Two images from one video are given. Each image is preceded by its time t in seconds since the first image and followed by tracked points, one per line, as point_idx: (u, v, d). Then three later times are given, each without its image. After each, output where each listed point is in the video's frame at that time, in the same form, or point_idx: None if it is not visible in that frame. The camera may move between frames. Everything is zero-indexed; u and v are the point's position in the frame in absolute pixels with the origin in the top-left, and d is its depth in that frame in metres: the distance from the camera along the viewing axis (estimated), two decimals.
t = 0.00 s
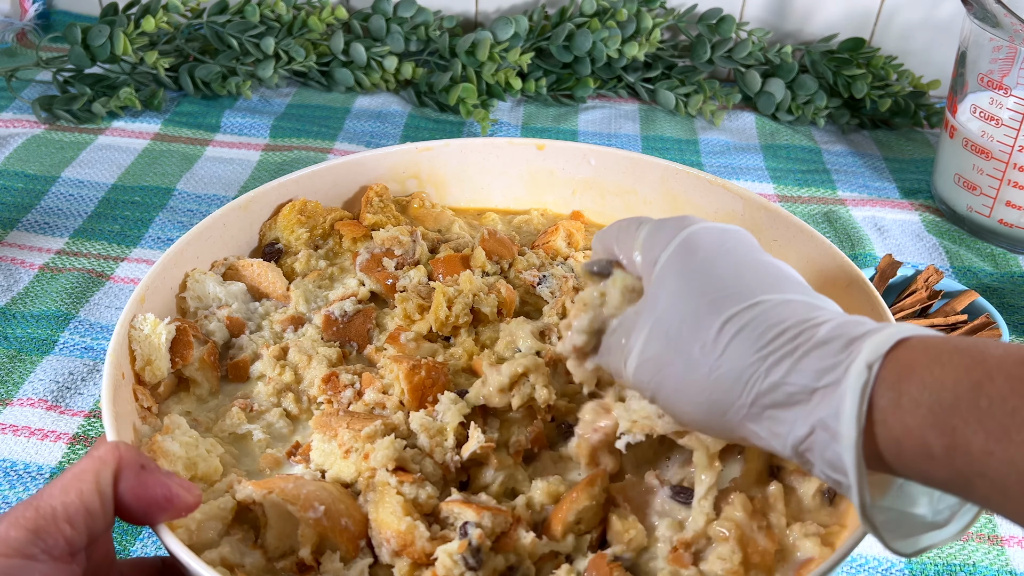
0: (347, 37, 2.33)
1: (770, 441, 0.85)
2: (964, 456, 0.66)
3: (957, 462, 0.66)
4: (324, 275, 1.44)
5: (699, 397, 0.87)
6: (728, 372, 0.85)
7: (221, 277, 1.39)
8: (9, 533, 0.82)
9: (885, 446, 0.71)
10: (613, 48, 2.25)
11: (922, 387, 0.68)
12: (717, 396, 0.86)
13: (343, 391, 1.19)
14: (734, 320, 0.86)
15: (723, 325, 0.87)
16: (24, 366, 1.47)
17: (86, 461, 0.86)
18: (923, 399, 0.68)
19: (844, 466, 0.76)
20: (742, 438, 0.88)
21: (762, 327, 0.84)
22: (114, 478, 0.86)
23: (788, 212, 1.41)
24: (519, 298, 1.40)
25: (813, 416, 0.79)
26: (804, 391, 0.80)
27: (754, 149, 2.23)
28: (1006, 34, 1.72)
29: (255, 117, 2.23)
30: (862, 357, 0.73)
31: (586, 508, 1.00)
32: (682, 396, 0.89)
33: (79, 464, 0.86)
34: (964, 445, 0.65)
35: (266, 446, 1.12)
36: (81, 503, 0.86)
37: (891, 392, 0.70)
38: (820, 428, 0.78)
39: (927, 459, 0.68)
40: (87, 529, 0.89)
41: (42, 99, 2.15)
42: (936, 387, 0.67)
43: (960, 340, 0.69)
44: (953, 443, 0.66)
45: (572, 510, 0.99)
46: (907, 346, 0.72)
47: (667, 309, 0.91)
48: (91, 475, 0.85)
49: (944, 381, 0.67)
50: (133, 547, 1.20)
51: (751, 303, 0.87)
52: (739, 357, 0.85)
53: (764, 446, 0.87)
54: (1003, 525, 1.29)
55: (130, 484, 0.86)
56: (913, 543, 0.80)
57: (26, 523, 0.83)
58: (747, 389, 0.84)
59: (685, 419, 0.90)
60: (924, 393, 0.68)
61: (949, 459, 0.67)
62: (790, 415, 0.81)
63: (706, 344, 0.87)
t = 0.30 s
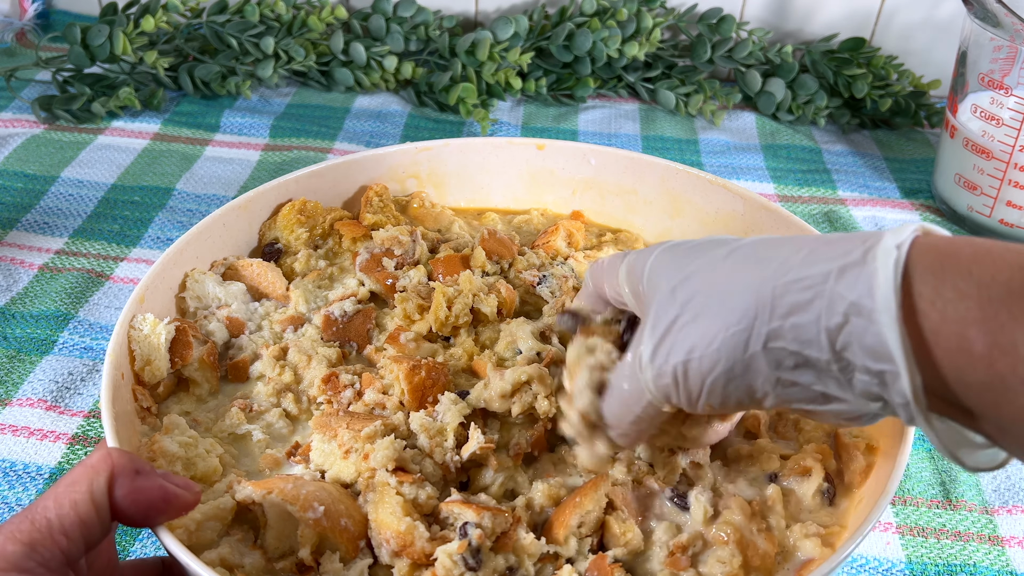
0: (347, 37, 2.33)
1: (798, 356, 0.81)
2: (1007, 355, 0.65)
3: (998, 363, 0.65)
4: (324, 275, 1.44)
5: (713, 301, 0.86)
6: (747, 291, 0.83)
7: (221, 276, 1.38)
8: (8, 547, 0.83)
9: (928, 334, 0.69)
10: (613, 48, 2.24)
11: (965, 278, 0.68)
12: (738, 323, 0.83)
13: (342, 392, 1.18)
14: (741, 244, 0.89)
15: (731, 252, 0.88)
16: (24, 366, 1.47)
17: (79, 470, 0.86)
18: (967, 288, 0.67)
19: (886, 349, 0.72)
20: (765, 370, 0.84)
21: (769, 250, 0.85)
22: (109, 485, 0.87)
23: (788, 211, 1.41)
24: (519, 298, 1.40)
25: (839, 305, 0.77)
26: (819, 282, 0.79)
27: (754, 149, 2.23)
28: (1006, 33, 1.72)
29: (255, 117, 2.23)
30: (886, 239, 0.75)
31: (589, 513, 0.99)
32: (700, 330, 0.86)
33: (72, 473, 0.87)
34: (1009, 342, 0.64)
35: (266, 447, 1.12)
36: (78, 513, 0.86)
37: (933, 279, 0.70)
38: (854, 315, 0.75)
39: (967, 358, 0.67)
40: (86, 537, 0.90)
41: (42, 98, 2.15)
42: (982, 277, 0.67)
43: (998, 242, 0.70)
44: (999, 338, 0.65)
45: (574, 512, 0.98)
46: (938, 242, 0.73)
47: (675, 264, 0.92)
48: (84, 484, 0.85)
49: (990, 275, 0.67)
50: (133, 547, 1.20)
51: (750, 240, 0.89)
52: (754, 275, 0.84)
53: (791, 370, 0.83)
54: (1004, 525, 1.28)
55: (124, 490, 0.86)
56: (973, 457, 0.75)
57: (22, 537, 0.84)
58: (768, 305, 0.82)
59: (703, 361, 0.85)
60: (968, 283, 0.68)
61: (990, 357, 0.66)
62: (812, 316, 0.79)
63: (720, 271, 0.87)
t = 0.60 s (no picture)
0: (347, 37, 2.33)
1: (801, 468, 0.85)
2: (1003, 474, 0.65)
3: (995, 480, 0.65)
4: (324, 275, 1.43)
5: (715, 425, 0.88)
6: (741, 410, 0.86)
7: (221, 277, 1.38)
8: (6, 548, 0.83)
9: (919, 459, 0.70)
10: (613, 48, 2.24)
11: (950, 401, 0.66)
12: (740, 439, 0.86)
13: (342, 392, 1.18)
14: (730, 346, 0.89)
15: (717, 360, 0.89)
16: (24, 366, 1.47)
17: (78, 471, 0.86)
18: (953, 414, 0.66)
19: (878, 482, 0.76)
20: (778, 472, 0.88)
21: (757, 356, 0.86)
22: (108, 486, 0.86)
23: (788, 211, 1.40)
24: (519, 297, 1.40)
25: (831, 437, 0.79)
26: (811, 411, 0.81)
27: (754, 149, 2.23)
28: (1006, 34, 1.71)
29: (255, 117, 2.23)
30: (865, 367, 0.73)
31: (580, 517, 0.98)
32: (707, 440, 0.90)
33: (71, 475, 0.87)
34: (1003, 464, 0.64)
35: (266, 446, 1.12)
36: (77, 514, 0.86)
37: (917, 406, 0.69)
38: (845, 449, 0.78)
39: (964, 476, 0.67)
40: (83, 539, 0.90)
41: (42, 99, 2.15)
42: (967, 401, 0.66)
43: (984, 344, 0.67)
44: (992, 460, 0.65)
45: (563, 515, 0.97)
46: (920, 348, 0.71)
47: (668, 364, 0.94)
48: (83, 486, 0.85)
49: (976, 393, 0.65)
50: (133, 547, 1.20)
51: (737, 335, 0.89)
52: (744, 392, 0.86)
53: (799, 476, 0.87)
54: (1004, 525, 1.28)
55: (123, 490, 0.86)
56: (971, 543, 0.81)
57: (20, 537, 0.84)
58: (767, 426, 0.84)
59: (717, 464, 0.91)
60: (951, 406, 0.66)
61: (985, 476, 0.66)
62: (809, 440, 0.82)
63: (712, 382, 0.89)
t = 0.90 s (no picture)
0: (347, 37, 2.33)
1: (772, 493, 0.86)
2: (965, 498, 0.66)
3: (958, 504, 0.67)
4: (324, 275, 1.44)
5: (691, 446, 0.89)
6: (718, 434, 0.87)
7: (221, 276, 1.38)
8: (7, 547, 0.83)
9: (885, 484, 0.71)
10: (613, 48, 2.24)
11: (915, 428, 0.68)
12: (715, 461, 0.87)
13: (342, 391, 1.18)
14: (711, 370, 0.90)
15: (698, 384, 0.90)
16: (24, 366, 1.47)
17: (78, 470, 0.86)
18: (917, 440, 0.68)
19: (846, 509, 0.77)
20: (750, 496, 0.89)
21: (737, 382, 0.87)
22: (108, 485, 0.86)
23: (788, 211, 1.41)
24: (519, 297, 1.40)
25: (803, 462, 0.80)
26: (786, 438, 0.82)
27: (754, 149, 2.23)
28: (1006, 33, 1.72)
29: (255, 117, 2.23)
30: (837, 396, 0.75)
31: (575, 518, 0.98)
32: (682, 461, 0.91)
33: (72, 474, 0.87)
34: (964, 487, 0.66)
35: (266, 446, 1.12)
36: (78, 512, 0.86)
37: (884, 432, 0.71)
38: (815, 475, 0.79)
39: (928, 500, 0.69)
40: (83, 539, 0.90)
41: (42, 99, 2.15)
42: (930, 428, 0.68)
43: (948, 374, 0.69)
44: (954, 484, 0.66)
45: (557, 515, 0.98)
46: (889, 378, 0.73)
47: (650, 385, 0.95)
48: (83, 486, 0.85)
49: (938, 420, 0.67)
50: (133, 546, 1.20)
51: (719, 361, 0.90)
52: (722, 416, 0.87)
53: (770, 501, 0.88)
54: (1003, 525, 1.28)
55: (123, 490, 0.86)
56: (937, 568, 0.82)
57: (21, 537, 0.85)
58: (741, 450, 0.85)
59: (692, 484, 0.92)
60: (915, 433, 0.68)
61: (949, 500, 0.67)
62: (782, 465, 0.83)
63: (690, 406, 0.90)
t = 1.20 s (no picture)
0: (347, 37, 2.33)
1: (761, 473, 0.87)
2: (962, 485, 0.68)
3: (954, 491, 0.69)
4: (324, 275, 1.44)
5: (692, 416, 0.90)
6: (721, 405, 0.88)
7: (221, 276, 1.39)
8: (8, 547, 0.83)
9: (882, 469, 0.73)
10: (613, 48, 2.24)
11: (917, 416, 0.70)
12: (713, 431, 0.88)
13: (342, 391, 1.18)
14: (723, 346, 0.91)
15: (709, 358, 0.91)
16: (24, 366, 1.47)
17: (80, 469, 0.86)
18: (918, 428, 0.70)
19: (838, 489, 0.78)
20: (739, 474, 0.90)
21: (748, 359, 0.89)
22: (110, 485, 0.87)
23: (788, 211, 1.41)
24: (519, 297, 1.40)
25: (802, 440, 0.81)
26: (791, 416, 0.83)
27: (754, 149, 2.23)
28: (1006, 34, 1.72)
29: (255, 117, 2.23)
30: (847, 381, 0.77)
31: (575, 518, 0.99)
32: (677, 432, 0.91)
33: (73, 474, 0.87)
34: (960, 475, 0.68)
35: (266, 446, 1.12)
36: (79, 512, 0.87)
37: (887, 418, 0.72)
38: (812, 453, 0.80)
39: (924, 487, 0.70)
40: (83, 539, 0.90)
41: (42, 98, 2.15)
42: (932, 416, 0.70)
43: (953, 367, 0.71)
44: (951, 472, 0.68)
45: (558, 515, 0.98)
46: (895, 370, 0.75)
47: (660, 353, 0.95)
48: (84, 485, 0.86)
49: (940, 410, 0.69)
50: (133, 546, 1.20)
51: (734, 338, 0.92)
52: (728, 388, 0.88)
53: (759, 483, 0.89)
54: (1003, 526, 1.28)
55: (123, 490, 0.86)
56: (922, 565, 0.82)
57: (21, 537, 0.85)
58: (743, 426, 0.86)
59: (682, 453, 0.92)
60: (916, 420, 0.70)
61: (945, 488, 0.69)
62: (780, 443, 0.84)
63: (697, 378, 0.91)
